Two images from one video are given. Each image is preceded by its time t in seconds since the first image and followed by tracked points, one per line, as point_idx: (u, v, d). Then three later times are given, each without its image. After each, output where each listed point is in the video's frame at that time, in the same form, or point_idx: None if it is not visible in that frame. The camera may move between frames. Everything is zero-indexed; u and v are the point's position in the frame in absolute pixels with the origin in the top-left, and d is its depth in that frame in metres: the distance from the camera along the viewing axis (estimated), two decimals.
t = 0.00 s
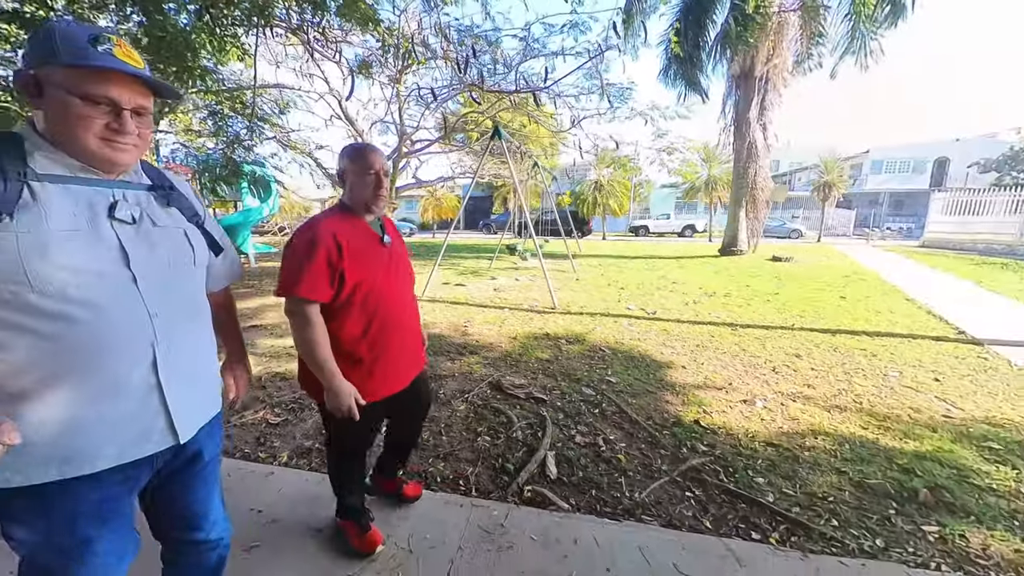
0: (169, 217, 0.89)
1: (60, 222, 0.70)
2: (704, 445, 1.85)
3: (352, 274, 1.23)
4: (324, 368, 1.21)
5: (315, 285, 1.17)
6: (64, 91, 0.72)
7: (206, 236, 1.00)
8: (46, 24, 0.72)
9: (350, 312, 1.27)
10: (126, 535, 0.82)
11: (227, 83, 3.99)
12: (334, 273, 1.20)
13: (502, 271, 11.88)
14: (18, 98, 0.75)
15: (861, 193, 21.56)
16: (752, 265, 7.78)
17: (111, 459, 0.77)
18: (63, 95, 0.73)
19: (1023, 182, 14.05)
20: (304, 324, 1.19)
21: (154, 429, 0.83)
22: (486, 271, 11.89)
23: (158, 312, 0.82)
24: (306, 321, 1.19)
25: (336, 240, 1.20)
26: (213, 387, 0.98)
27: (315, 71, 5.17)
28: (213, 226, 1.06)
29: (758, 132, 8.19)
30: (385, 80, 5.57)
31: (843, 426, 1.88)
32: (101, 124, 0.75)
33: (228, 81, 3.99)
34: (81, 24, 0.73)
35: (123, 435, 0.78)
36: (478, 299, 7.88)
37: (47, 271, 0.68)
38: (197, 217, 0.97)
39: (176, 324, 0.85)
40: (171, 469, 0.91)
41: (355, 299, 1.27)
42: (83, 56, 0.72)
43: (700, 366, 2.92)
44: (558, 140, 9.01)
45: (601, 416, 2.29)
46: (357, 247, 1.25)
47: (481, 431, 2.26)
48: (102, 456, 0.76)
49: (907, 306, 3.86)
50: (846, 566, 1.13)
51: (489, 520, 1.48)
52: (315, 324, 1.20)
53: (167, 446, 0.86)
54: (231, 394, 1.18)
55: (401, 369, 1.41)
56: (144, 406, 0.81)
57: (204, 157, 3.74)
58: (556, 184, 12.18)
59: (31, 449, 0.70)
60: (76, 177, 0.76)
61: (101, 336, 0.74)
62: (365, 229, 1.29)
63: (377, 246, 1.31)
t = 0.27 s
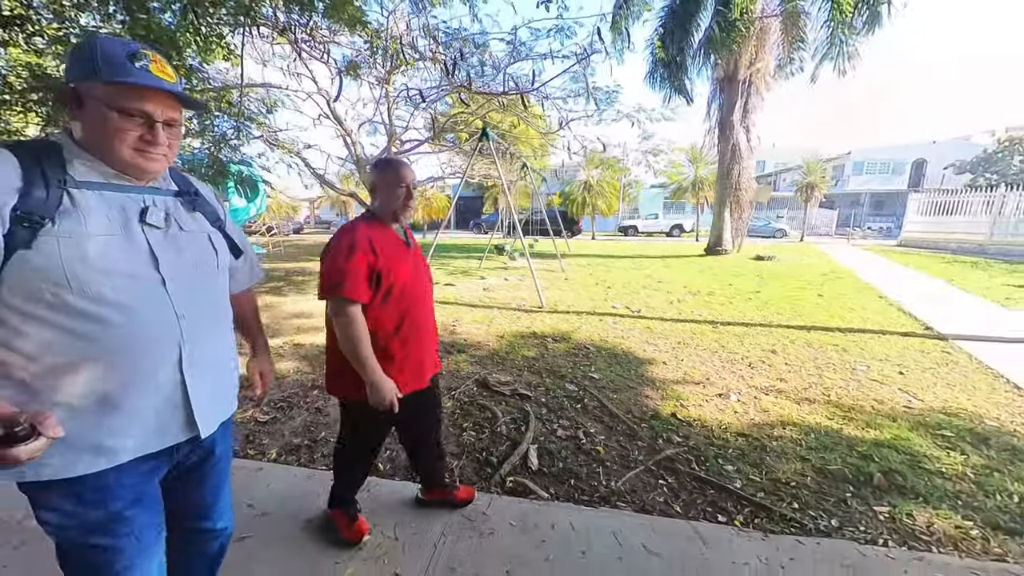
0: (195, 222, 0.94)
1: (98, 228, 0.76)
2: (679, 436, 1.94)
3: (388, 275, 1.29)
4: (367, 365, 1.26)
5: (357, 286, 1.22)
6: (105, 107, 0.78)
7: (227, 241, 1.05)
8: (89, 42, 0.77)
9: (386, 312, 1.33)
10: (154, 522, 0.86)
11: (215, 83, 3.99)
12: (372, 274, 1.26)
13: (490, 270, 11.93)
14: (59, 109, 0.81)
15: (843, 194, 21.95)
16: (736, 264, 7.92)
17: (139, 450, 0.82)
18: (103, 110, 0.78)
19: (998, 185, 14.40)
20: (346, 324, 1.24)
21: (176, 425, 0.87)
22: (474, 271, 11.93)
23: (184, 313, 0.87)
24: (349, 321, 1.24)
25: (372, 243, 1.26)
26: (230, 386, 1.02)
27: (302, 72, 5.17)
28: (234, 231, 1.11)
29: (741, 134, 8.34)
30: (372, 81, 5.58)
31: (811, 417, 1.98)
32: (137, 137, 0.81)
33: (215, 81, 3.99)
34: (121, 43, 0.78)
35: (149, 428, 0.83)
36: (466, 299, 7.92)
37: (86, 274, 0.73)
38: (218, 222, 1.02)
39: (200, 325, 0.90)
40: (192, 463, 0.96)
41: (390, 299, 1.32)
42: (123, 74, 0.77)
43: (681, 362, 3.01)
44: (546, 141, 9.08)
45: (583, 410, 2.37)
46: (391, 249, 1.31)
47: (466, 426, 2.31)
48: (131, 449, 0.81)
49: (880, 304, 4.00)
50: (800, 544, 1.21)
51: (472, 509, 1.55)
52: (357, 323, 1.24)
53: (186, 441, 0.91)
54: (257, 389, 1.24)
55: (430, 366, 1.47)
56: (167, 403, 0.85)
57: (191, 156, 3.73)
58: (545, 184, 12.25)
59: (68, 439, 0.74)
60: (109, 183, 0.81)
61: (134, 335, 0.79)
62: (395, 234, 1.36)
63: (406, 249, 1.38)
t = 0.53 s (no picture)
0: (191, 220, 0.94)
1: (91, 227, 0.76)
2: (653, 424, 2.01)
3: (407, 259, 1.34)
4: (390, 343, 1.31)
5: (378, 268, 1.28)
6: (97, 100, 0.78)
7: (224, 236, 1.05)
8: (79, 36, 0.77)
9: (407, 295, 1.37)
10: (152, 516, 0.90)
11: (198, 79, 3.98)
12: (393, 258, 1.31)
13: (478, 268, 11.97)
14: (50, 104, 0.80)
15: (826, 194, 22.30)
16: (719, 262, 8.05)
17: (134, 448, 0.84)
18: (94, 104, 0.78)
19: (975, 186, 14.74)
20: (368, 305, 1.29)
21: (172, 422, 0.89)
22: (462, 269, 11.96)
23: (180, 311, 0.88)
24: (371, 302, 1.29)
25: (391, 229, 1.31)
26: (225, 381, 1.04)
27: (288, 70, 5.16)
28: (230, 226, 1.11)
29: (725, 135, 8.46)
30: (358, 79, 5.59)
31: (779, 405, 2.06)
32: (129, 132, 0.81)
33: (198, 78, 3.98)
34: (111, 35, 0.78)
35: (145, 425, 0.85)
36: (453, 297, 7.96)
37: (80, 274, 0.74)
38: (215, 218, 1.02)
39: (196, 322, 0.91)
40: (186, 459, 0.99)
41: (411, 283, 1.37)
42: (113, 66, 0.77)
43: (660, 356, 3.09)
44: (533, 140, 9.13)
45: (562, 401, 2.44)
46: (409, 235, 1.37)
47: (448, 416, 2.36)
48: (127, 446, 0.82)
49: (854, 299, 4.12)
50: (757, 519, 1.29)
51: (451, 493, 1.60)
52: (379, 303, 1.30)
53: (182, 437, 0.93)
54: (257, 383, 1.29)
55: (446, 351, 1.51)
56: (164, 400, 0.87)
57: (174, 153, 3.73)
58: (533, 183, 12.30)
59: (65, 436, 0.76)
60: (100, 181, 0.81)
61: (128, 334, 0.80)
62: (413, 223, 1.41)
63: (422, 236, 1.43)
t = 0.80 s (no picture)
0: (157, 208, 0.89)
1: (44, 218, 0.71)
2: (622, 414, 2.07)
3: (397, 253, 1.36)
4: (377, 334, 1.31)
5: (366, 261, 1.30)
6: (42, 81, 0.73)
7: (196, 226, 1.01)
8: (19, 9, 0.72)
9: (398, 289, 1.38)
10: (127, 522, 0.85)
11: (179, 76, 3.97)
12: (381, 251, 1.33)
13: (464, 267, 12.01)
14: None
15: (809, 194, 22.66)
16: (701, 260, 8.17)
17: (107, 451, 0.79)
18: (39, 85, 0.73)
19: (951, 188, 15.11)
20: (357, 297, 1.31)
21: (149, 422, 0.85)
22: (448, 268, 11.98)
23: (151, 306, 0.84)
24: (360, 293, 1.31)
25: (380, 225, 1.34)
26: (206, 377, 1.00)
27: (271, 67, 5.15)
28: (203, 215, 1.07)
29: (707, 136, 8.59)
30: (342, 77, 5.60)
31: (744, 395, 2.13)
32: (80, 116, 0.76)
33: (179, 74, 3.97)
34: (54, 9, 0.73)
35: (118, 427, 0.80)
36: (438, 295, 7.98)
37: (34, 267, 0.69)
38: (185, 207, 0.97)
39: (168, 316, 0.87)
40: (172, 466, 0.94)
41: (400, 276, 1.38)
42: (59, 43, 0.72)
43: (637, 351, 3.15)
44: (520, 140, 9.18)
45: (537, 394, 2.48)
46: (399, 231, 1.39)
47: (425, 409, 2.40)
48: (100, 449, 0.78)
49: (827, 295, 4.22)
50: (711, 498, 1.35)
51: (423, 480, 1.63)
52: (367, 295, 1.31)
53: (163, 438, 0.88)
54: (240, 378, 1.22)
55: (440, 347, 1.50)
56: (139, 400, 0.83)
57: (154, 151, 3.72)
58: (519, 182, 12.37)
59: (28, 442, 0.72)
60: (53, 167, 0.76)
61: (93, 331, 0.75)
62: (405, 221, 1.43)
63: (414, 234, 1.44)
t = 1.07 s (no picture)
0: (119, 206, 0.85)
1: None
2: (597, 409, 2.11)
3: (389, 261, 1.31)
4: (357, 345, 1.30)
5: (355, 270, 1.26)
6: None
7: (162, 225, 0.96)
8: None
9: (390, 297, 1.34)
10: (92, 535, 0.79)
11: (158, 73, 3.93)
12: (372, 259, 1.29)
13: (451, 266, 12.04)
14: None
15: (793, 195, 23.00)
16: (685, 259, 8.28)
17: (64, 469, 0.73)
18: None
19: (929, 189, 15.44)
20: (343, 305, 1.28)
21: (115, 433, 0.79)
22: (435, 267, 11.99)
23: (112, 310, 0.79)
24: (347, 302, 1.28)
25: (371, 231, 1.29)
26: (181, 383, 0.94)
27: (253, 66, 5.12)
28: (172, 214, 1.02)
29: (691, 137, 8.69)
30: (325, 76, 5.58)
31: (716, 390, 2.19)
32: (28, 111, 0.73)
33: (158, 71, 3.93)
34: None
35: (81, 438, 0.75)
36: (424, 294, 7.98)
37: None
38: (152, 205, 0.93)
39: (133, 319, 0.82)
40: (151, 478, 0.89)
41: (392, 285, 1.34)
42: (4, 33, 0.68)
43: (617, 348, 3.19)
44: (506, 139, 9.21)
45: (515, 391, 2.52)
46: (393, 237, 1.34)
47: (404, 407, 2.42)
48: (59, 464, 0.72)
49: (804, 293, 4.31)
50: (676, 489, 1.39)
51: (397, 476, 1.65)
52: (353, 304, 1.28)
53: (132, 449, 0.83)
54: (212, 384, 1.15)
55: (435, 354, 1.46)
56: (102, 409, 0.77)
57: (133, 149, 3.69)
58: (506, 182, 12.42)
59: None
60: None
61: (44, 338, 0.70)
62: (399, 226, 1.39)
63: (409, 239, 1.40)
